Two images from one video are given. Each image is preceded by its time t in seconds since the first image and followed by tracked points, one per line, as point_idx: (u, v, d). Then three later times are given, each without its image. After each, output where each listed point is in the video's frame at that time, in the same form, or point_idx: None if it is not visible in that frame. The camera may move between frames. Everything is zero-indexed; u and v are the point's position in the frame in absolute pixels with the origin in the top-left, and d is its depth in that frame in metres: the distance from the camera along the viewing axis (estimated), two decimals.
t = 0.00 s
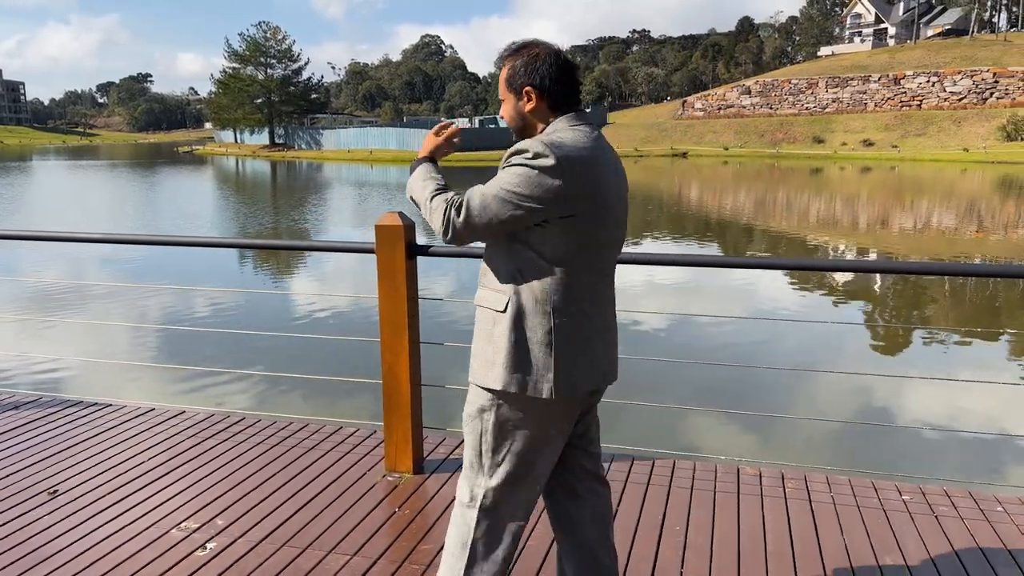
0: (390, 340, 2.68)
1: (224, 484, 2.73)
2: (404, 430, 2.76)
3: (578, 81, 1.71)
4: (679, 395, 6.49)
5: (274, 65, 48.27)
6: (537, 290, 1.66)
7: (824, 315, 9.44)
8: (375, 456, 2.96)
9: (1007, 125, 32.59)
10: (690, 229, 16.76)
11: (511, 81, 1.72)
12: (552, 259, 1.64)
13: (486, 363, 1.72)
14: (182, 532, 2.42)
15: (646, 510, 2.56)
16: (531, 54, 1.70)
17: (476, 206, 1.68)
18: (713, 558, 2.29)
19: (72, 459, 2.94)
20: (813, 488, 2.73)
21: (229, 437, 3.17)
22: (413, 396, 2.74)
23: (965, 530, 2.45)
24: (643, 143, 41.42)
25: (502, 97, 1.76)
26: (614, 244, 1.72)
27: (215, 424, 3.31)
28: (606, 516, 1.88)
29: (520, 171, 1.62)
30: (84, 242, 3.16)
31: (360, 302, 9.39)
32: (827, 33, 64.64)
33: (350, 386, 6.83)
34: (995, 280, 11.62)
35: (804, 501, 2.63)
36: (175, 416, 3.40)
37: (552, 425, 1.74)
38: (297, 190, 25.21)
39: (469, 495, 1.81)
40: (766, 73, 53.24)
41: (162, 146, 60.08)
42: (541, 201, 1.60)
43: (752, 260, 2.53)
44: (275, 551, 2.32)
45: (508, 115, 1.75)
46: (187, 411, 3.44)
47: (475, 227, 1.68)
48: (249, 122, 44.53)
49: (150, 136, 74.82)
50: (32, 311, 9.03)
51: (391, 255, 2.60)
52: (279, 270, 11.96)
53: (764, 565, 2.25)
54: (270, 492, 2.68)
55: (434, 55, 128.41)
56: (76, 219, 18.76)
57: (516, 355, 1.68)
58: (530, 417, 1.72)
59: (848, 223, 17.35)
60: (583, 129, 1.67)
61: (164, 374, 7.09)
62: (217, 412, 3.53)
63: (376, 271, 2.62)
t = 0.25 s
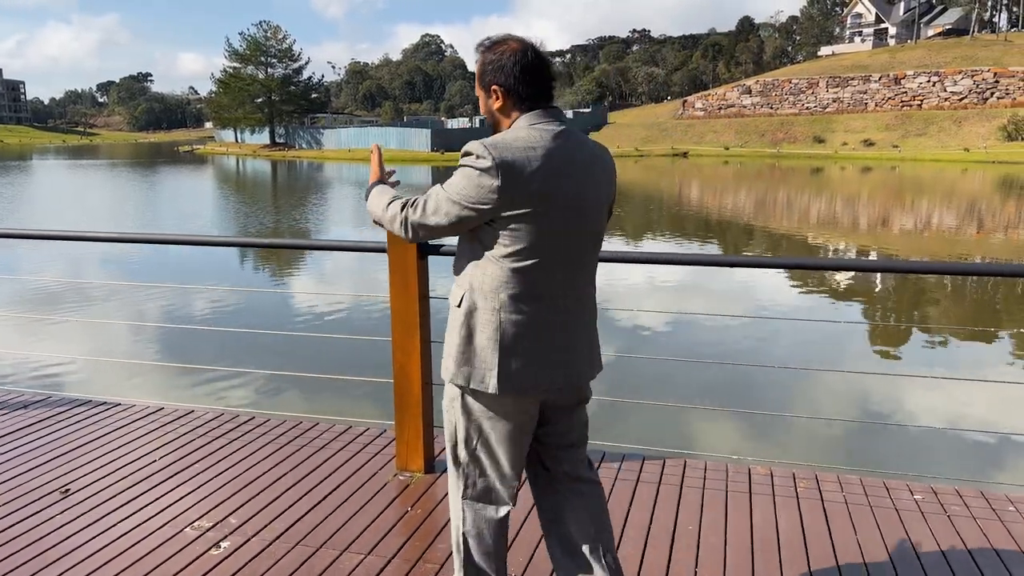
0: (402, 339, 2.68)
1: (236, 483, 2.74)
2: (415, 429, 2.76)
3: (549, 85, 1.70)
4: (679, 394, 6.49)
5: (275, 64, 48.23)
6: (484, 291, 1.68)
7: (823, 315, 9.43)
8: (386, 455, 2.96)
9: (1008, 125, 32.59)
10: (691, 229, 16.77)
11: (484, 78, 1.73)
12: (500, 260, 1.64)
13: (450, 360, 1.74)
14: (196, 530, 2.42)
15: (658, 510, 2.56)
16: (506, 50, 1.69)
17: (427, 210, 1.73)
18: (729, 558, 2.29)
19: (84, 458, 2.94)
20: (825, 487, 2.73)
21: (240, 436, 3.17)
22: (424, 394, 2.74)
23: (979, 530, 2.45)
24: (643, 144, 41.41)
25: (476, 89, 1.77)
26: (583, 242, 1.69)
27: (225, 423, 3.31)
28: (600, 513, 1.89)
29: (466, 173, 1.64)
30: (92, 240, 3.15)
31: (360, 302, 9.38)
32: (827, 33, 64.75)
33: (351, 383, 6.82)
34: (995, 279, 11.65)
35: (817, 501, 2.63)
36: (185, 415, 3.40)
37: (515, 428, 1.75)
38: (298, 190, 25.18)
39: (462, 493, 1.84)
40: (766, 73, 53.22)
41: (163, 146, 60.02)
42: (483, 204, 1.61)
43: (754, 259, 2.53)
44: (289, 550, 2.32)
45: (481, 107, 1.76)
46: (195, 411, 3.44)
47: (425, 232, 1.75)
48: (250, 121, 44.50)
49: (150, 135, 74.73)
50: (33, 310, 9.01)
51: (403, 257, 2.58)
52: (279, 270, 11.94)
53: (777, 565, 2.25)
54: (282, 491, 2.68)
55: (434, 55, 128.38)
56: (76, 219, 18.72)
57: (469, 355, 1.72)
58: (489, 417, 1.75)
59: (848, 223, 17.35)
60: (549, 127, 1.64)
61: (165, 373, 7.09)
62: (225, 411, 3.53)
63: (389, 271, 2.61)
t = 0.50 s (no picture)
0: (422, 338, 2.67)
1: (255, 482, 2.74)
2: (434, 429, 2.76)
3: (535, 81, 1.67)
4: (686, 393, 6.48)
5: (281, 65, 48.34)
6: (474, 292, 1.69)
7: (830, 315, 9.42)
8: (405, 455, 2.96)
9: (1016, 125, 32.46)
10: (697, 229, 16.74)
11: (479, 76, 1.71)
12: (489, 262, 1.65)
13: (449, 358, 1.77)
14: (217, 529, 2.43)
15: (677, 510, 2.56)
16: (497, 48, 1.67)
17: (420, 218, 1.73)
18: (751, 557, 2.29)
19: (104, 456, 2.95)
20: (847, 488, 2.72)
21: (258, 435, 3.18)
22: (442, 394, 2.74)
23: (1003, 532, 2.44)
24: (649, 144, 41.36)
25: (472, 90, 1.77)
26: (581, 241, 1.68)
27: (243, 422, 3.32)
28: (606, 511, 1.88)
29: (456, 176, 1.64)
30: (108, 238, 3.17)
31: (366, 301, 9.41)
32: (834, 32, 64.65)
33: (357, 382, 6.83)
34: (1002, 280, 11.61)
35: (839, 502, 2.62)
36: (202, 414, 3.41)
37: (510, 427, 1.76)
38: (304, 189, 25.24)
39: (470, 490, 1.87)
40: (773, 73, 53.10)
41: (169, 146, 60.14)
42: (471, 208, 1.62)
43: (763, 259, 2.53)
44: (311, 549, 2.32)
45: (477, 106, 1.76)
46: (213, 410, 3.45)
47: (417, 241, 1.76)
48: (256, 122, 44.55)
49: (156, 135, 74.95)
50: (40, 309, 9.03)
51: (423, 261, 2.60)
52: (285, 269, 11.97)
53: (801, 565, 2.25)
54: (301, 490, 2.69)
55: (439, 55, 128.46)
56: (84, 219, 18.76)
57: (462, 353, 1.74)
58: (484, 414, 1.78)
59: (855, 223, 17.30)
60: (540, 126, 1.63)
61: (172, 372, 7.09)
62: (241, 409, 3.54)
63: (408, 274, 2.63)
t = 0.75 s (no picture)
0: (451, 336, 2.68)
1: (287, 480, 2.76)
2: (463, 430, 2.77)
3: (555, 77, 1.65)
4: (701, 394, 6.45)
5: (297, 65, 48.58)
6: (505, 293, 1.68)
7: (848, 315, 9.35)
8: (432, 455, 2.97)
9: None
10: (712, 229, 16.67)
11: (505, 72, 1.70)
12: (520, 262, 1.65)
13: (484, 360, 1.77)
14: (249, 528, 2.44)
15: (710, 512, 2.54)
16: (520, 45, 1.67)
17: (449, 222, 1.73)
18: (787, 559, 2.27)
19: (134, 454, 2.99)
20: (882, 491, 2.69)
21: (286, 433, 3.20)
22: (472, 394, 2.74)
23: None
24: (665, 144, 41.22)
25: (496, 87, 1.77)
26: (607, 236, 1.66)
27: (271, 420, 3.35)
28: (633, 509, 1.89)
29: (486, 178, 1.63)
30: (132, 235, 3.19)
31: (380, 300, 9.44)
32: (851, 31, 64.19)
33: (372, 381, 6.84)
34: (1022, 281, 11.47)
35: (876, 505, 2.59)
36: (230, 412, 3.44)
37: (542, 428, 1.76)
38: (319, 189, 25.36)
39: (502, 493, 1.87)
40: (790, 72, 52.76)
41: (185, 146, 60.53)
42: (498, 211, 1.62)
43: (782, 257, 2.50)
44: (343, 549, 2.33)
45: (502, 102, 1.76)
46: (239, 408, 3.48)
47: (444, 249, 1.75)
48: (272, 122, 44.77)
49: (174, 135, 75.55)
50: (58, 306, 9.12)
51: (454, 261, 2.59)
52: (301, 268, 12.03)
53: (838, 566, 2.23)
54: (332, 490, 2.70)
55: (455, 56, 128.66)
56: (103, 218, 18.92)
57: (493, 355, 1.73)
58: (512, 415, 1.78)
59: (873, 224, 17.16)
60: (566, 123, 1.62)
61: (188, 370, 7.14)
62: (267, 409, 3.58)
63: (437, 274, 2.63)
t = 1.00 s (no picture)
0: (486, 334, 2.70)
1: (320, 478, 2.79)
2: (497, 431, 2.77)
3: (623, 68, 1.65)
4: (722, 394, 6.41)
5: (321, 65, 48.91)
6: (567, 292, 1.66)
7: (873, 316, 9.25)
8: (464, 455, 2.98)
9: None
10: (735, 229, 16.55)
11: (567, 65, 1.68)
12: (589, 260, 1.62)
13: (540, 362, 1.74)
14: (284, 525, 2.47)
15: (752, 516, 2.50)
16: (582, 37, 1.65)
17: (516, 232, 1.68)
18: (832, 565, 2.23)
19: (169, 450, 3.03)
20: (928, 497, 2.64)
21: (317, 431, 3.23)
22: (506, 393, 2.75)
23: None
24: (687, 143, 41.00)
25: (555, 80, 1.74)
26: (670, 235, 1.66)
27: (302, 417, 3.38)
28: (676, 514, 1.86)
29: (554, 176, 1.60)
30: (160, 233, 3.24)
31: (402, 298, 9.48)
32: (877, 29, 63.45)
33: (392, 379, 6.86)
34: None
35: (920, 511, 2.55)
36: (261, 410, 3.48)
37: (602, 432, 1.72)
38: (342, 188, 25.52)
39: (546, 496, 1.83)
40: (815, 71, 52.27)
41: (209, 145, 61.12)
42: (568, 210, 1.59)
43: (804, 254, 2.48)
44: (379, 548, 2.34)
45: (562, 97, 1.74)
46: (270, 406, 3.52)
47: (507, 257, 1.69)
48: (295, 121, 45.10)
49: (200, 135, 76.36)
50: (85, 303, 9.25)
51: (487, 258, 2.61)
52: (324, 266, 12.11)
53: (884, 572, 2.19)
54: (365, 488, 2.71)
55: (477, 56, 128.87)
56: (129, 216, 19.17)
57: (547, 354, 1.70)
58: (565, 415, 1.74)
59: (899, 224, 16.93)
60: (631, 117, 1.62)
61: (210, 366, 7.21)
62: (297, 407, 3.61)
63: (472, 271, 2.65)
